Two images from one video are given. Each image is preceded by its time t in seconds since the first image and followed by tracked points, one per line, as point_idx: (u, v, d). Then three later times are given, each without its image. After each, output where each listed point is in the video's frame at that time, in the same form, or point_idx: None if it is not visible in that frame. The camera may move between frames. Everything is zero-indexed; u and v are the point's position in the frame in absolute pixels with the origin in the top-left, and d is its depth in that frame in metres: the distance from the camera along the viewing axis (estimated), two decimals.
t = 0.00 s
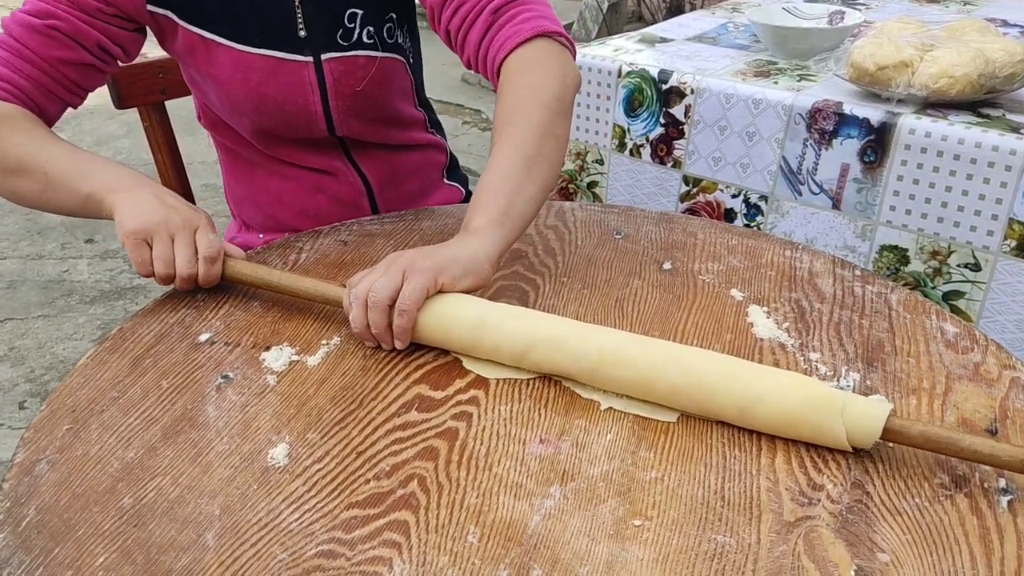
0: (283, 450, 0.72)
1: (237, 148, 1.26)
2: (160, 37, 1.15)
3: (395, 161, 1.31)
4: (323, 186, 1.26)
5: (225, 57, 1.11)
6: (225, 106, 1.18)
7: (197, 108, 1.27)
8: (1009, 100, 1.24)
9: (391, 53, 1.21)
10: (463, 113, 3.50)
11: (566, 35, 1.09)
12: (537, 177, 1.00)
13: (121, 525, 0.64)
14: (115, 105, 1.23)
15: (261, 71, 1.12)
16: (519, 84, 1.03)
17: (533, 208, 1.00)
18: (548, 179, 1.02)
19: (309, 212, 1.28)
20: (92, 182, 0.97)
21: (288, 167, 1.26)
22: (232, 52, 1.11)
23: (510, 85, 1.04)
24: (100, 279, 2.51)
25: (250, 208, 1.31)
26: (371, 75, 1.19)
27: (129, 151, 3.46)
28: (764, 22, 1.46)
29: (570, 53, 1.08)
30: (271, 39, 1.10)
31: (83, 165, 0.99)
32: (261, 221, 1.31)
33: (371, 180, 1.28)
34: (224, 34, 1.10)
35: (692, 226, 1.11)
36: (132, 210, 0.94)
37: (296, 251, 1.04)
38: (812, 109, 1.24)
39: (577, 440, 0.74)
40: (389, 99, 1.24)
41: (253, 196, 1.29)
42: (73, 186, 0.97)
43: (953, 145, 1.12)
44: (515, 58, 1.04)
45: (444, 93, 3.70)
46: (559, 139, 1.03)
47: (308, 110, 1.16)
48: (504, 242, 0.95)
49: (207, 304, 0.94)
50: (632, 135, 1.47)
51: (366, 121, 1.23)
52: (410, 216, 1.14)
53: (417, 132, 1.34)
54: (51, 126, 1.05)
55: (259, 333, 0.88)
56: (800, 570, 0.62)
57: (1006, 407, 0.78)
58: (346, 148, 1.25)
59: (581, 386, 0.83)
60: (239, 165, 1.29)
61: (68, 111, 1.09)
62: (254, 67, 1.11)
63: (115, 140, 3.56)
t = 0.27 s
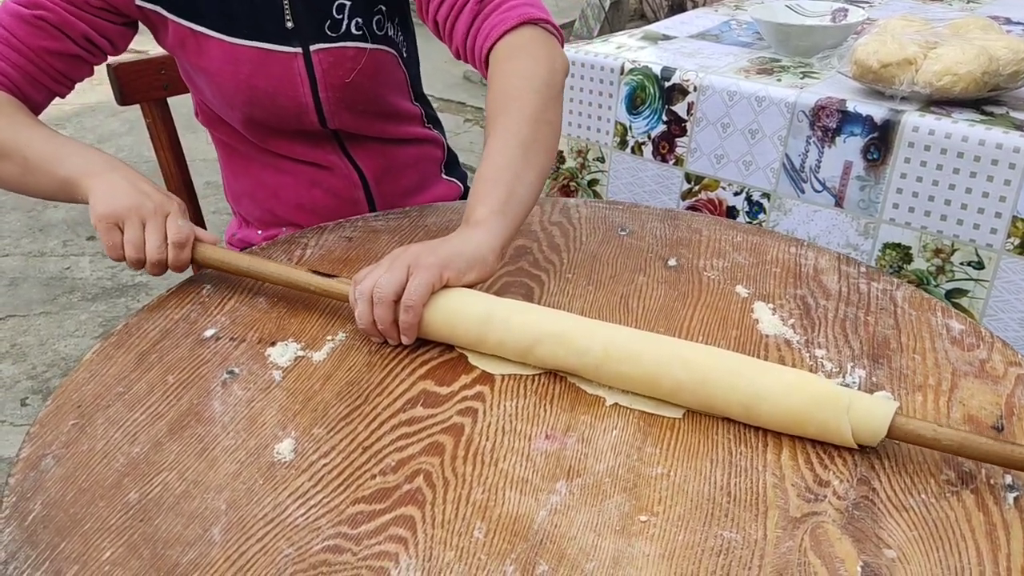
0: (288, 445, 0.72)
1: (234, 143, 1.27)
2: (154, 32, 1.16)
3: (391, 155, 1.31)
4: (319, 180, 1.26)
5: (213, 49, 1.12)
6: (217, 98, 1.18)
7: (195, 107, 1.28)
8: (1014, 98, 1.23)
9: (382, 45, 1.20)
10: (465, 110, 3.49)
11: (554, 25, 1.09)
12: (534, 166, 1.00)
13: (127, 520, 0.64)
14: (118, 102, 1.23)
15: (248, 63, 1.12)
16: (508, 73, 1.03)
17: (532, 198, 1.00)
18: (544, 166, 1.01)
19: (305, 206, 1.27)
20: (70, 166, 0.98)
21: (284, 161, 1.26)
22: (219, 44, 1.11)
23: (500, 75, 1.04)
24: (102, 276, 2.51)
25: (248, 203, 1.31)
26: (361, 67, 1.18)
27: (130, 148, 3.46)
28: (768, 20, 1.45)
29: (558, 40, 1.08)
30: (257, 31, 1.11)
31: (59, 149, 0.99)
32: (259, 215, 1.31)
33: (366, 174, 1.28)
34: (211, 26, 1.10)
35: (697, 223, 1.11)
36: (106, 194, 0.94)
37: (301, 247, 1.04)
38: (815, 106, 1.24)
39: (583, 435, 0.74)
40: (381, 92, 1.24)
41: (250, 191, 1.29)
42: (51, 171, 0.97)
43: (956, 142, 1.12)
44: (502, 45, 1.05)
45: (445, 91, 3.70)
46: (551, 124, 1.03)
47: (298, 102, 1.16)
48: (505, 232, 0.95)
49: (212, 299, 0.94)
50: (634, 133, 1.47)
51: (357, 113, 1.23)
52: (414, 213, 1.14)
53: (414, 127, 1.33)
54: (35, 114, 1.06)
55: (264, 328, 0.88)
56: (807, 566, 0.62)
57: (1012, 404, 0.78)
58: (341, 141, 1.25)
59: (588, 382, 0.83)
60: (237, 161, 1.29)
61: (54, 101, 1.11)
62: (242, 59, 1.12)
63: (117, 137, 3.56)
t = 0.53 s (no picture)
0: (292, 445, 0.72)
1: (232, 140, 1.28)
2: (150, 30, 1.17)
3: (389, 152, 1.30)
4: (316, 177, 1.26)
5: (205, 47, 1.12)
6: (213, 96, 1.19)
7: (196, 107, 1.29)
8: (1016, 98, 1.23)
9: (374, 42, 1.18)
10: (467, 110, 3.50)
11: (542, 20, 1.08)
12: (533, 161, 1.00)
13: (132, 519, 0.64)
14: (121, 100, 1.23)
15: (239, 60, 1.12)
16: (499, 70, 1.02)
17: (530, 194, 1.00)
18: (540, 161, 1.01)
19: (302, 203, 1.28)
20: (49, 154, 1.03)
21: (282, 159, 1.26)
22: (211, 41, 1.12)
23: (491, 72, 1.03)
24: (103, 275, 2.51)
25: (246, 200, 1.32)
26: (352, 63, 1.17)
27: (132, 147, 3.46)
28: (770, 19, 1.46)
29: (546, 34, 1.08)
30: (247, 28, 1.11)
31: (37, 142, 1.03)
32: (257, 212, 1.32)
33: (363, 171, 1.27)
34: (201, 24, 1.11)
35: (700, 223, 1.11)
36: (74, 183, 0.98)
37: (304, 247, 1.04)
38: (817, 106, 1.24)
39: (587, 435, 0.74)
40: (375, 89, 1.23)
41: (249, 188, 1.30)
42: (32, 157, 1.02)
43: (959, 142, 1.12)
44: (491, 41, 1.04)
45: (446, 90, 3.70)
46: (545, 118, 1.03)
47: (291, 98, 1.16)
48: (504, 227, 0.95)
49: (217, 298, 0.94)
50: (635, 132, 1.47)
51: (349, 109, 1.22)
52: (417, 212, 1.14)
53: (412, 125, 1.33)
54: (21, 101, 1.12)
55: (268, 328, 0.88)
56: (811, 565, 0.62)
57: (1015, 404, 0.78)
58: (336, 138, 1.25)
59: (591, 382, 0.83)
60: (235, 159, 1.30)
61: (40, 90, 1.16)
62: (233, 56, 1.12)
63: (118, 137, 3.56)
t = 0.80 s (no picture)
0: (291, 447, 0.72)
1: (227, 139, 1.29)
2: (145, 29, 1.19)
3: (384, 153, 1.30)
4: (309, 177, 1.27)
5: (194, 44, 1.13)
6: (205, 94, 1.20)
7: (194, 108, 1.31)
8: (1015, 100, 1.24)
9: (363, 43, 1.18)
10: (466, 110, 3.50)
11: (531, 17, 1.07)
12: (528, 161, 1.00)
13: (131, 521, 0.64)
14: (122, 101, 1.23)
15: (226, 57, 1.13)
16: (491, 70, 1.02)
17: (526, 194, 1.00)
18: (535, 160, 1.01)
19: (296, 202, 1.28)
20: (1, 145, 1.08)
21: (277, 159, 1.27)
22: (199, 39, 1.13)
23: (483, 73, 1.03)
24: (103, 275, 2.51)
25: (243, 199, 1.33)
26: (340, 63, 1.17)
27: (132, 148, 3.46)
28: (770, 21, 1.46)
29: (537, 33, 1.08)
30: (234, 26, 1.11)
31: None
32: (253, 211, 1.33)
33: (357, 172, 1.27)
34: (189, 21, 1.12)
35: (699, 224, 1.11)
36: (7, 169, 1.03)
37: (304, 248, 1.04)
38: (817, 108, 1.24)
39: (586, 437, 0.74)
40: (366, 89, 1.23)
41: (246, 188, 1.32)
42: None
43: (958, 144, 1.13)
44: (483, 41, 1.04)
45: (446, 91, 3.70)
46: (537, 117, 1.03)
47: (279, 97, 1.17)
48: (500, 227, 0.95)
49: (216, 299, 0.94)
50: (633, 134, 1.47)
51: (339, 109, 1.22)
52: (416, 213, 1.14)
53: (407, 126, 1.33)
54: None
55: (267, 329, 0.88)
56: (809, 567, 0.62)
57: (1013, 405, 0.78)
58: (328, 137, 1.25)
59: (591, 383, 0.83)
60: (232, 158, 1.31)
61: (21, 63, 1.23)
62: (221, 53, 1.13)
63: (118, 137, 3.56)
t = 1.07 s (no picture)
0: (288, 446, 0.72)
1: (224, 137, 1.29)
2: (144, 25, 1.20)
3: (379, 153, 1.30)
4: (303, 176, 1.27)
5: (186, 38, 1.14)
6: (198, 89, 1.20)
7: (190, 105, 1.31)
8: (1013, 100, 1.24)
9: (355, 43, 1.18)
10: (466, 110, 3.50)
11: (527, 20, 1.07)
12: (523, 163, 1.00)
13: (127, 520, 0.64)
14: (121, 102, 1.23)
15: (218, 53, 1.13)
16: (487, 71, 1.02)
17: (521, 196, 1.00)
18: (531, 161, 1.01)
19: (290, 201, 1.28)
20: None
21: (273, 158, 1.27)
22: (192, 34, 1.13)
23: (478, 74, 1.03)
24: (102, 275, 2.51)
25: (239, 197, 1.33)
26: (331, 63, 1.16)
27: (131, 148, 3.46)
28: (767, 21, 1.46)
29: (531, 36, 1.08)
30: (226, 23, 1.12)
31: None
32: (248, 209, 1.32)
33: (352, 172, 1.27)
34: (183, 17, 1.12)
35: (696, 224, 1.11)
36: None
37: (301, 248, 1.05)
38: (815, 108, 1.24)
39: (582, 436, 0.74)
40: (358, 89, 1.23)
41: (242, 186, 1.32)
42: None
43: (955, 144, 1.13)
44: (477, 44, 1.03)
45: (445, 91, 3.71)
46: (533, 118, 1.03)
47: (271, 94, 1.17)
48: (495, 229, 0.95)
49: (214, 299, 0.94)
50: (632, 134, 1.47)
51: (331, 108, 1.22)
52: (414, 213, 1.14)
53: (401, 126, 1.33)
54: None
55: (264, 329, 0.88)
56: (804, 567, 0.62)
57: (1008, 405, 0.78)
58: (320, 135, 1.25)
59: (588, 382, 0.83)
60: (228, 157, 1.32)
61: (13, 34, 1.29)
62: (213, 49, 1.13)
63: (117, 137, 3.56)
